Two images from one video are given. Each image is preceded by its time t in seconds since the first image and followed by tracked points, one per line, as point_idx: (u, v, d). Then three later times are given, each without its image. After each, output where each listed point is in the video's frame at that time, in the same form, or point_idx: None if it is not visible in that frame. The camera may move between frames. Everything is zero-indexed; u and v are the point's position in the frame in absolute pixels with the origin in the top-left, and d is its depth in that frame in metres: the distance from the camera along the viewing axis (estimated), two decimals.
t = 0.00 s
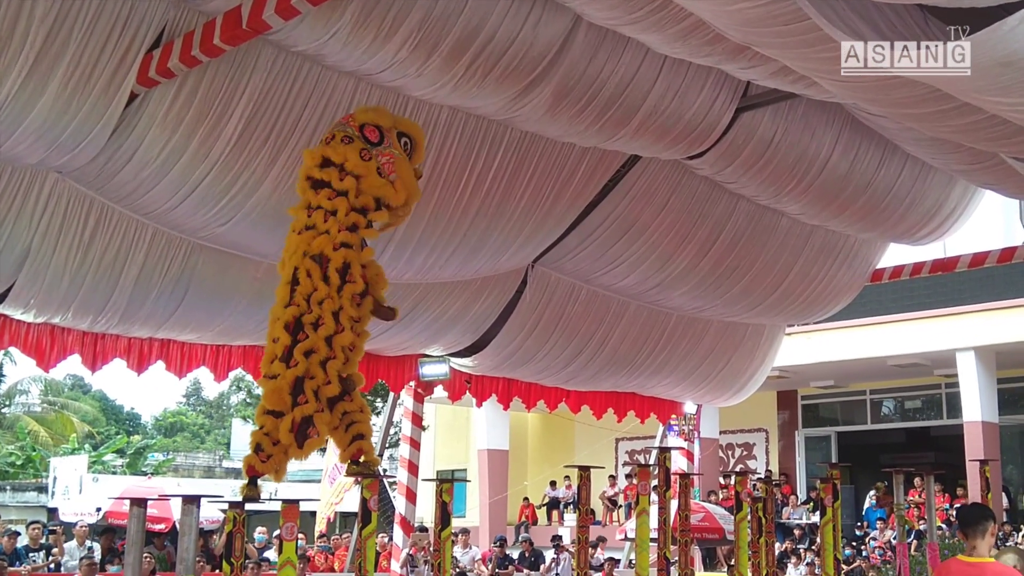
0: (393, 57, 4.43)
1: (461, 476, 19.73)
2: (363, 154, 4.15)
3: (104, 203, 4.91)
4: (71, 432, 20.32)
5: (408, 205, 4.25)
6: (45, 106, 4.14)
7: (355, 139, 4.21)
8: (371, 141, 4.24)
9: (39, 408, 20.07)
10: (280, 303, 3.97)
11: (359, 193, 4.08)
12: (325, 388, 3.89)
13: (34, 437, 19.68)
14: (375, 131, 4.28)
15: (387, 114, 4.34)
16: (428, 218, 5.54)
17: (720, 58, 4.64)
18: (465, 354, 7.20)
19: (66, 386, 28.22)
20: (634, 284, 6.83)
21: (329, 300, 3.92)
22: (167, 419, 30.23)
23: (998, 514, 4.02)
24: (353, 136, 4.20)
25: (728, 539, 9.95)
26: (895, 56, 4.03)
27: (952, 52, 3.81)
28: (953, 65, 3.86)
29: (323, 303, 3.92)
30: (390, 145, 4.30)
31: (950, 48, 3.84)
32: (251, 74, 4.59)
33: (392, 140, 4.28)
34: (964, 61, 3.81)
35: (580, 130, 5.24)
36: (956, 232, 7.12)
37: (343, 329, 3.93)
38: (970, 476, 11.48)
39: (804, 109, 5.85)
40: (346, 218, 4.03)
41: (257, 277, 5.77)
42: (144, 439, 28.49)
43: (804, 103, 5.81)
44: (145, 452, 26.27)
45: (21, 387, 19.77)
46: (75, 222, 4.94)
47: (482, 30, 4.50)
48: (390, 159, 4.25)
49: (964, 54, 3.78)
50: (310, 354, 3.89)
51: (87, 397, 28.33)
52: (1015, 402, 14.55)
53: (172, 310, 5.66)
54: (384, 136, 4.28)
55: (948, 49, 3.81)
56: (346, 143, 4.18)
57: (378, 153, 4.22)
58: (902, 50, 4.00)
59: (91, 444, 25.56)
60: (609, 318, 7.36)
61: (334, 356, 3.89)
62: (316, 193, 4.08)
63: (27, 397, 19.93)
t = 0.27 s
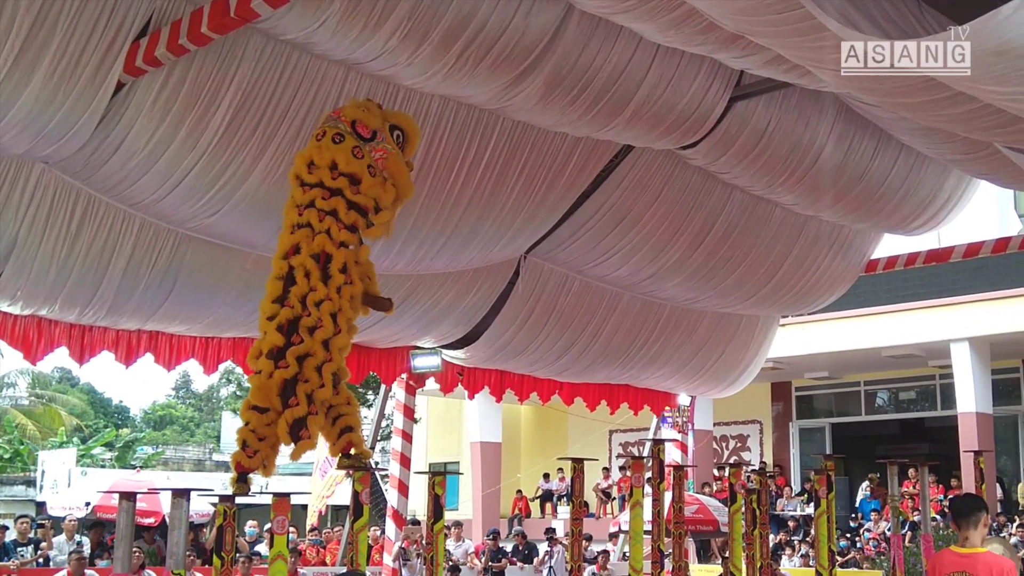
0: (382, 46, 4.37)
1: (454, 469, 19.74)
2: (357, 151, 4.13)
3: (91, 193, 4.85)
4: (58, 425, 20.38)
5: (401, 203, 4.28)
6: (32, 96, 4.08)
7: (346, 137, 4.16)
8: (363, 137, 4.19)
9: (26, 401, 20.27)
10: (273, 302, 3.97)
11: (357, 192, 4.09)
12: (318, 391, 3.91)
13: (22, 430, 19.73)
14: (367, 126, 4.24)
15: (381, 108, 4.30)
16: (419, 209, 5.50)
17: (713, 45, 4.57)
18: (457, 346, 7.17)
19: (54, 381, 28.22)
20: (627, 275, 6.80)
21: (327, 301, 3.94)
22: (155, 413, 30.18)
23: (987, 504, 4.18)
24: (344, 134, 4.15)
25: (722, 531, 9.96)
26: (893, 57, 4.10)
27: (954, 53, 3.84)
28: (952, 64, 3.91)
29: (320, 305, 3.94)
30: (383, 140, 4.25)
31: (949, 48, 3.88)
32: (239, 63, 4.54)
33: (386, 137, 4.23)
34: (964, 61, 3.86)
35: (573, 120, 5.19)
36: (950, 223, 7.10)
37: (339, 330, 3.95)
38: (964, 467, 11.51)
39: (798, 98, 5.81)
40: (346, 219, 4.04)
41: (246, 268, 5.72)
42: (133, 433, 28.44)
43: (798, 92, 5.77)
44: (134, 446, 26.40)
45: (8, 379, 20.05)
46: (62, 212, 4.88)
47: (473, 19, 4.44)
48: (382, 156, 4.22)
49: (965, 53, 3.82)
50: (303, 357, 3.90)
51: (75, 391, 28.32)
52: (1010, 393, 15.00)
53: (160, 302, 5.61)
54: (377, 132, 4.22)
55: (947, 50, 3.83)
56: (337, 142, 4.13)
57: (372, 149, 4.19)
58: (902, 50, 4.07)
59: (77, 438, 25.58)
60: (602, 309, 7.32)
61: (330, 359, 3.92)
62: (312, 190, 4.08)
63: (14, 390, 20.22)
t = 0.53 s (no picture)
0: (371, 35, 4.31)
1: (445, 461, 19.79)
2: (333, 141, 4.11)
3: (77, 184, 4.81)
4: (44, 419, 20.39)
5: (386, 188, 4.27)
6: (15, 86, 4.02)
7: (325, 126, 4.13)
8: (343, 128, 4.16)
9: (12, 394, 20.30)
10: (258, 292, 3.95)
11: (338, 176, 4.08)
12: (312, 376, 3.91)
13: (8, 424, 19.73)
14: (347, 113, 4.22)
15: (361, 99, 4.25)
16: (409, 199, 5.46)
17: (703, 34, 4.51)
18: (448, 338, 7.15)
19: (40, 374, 28.18)
20: (619, 266, 6.78)
21: (315, 286, 3.94)
22: (143, 405, 30.10)
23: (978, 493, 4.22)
24: (323, 123, 4.13)
25: (714, 522, 9.98)
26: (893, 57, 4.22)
27: (953, 54, 3.91)
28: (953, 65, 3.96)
29: (308, 290, 3.94)
30: (364, 131, 4.21)
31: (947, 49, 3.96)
32: (226, 52, 4.49)
33: (366, 127, 4.19)
34: (965, 60, 3.90)
35: (564, 110, 5.14)
36: (943, 212, 7.09)
37: (329, 315, 3.97)
38: (956, 457, 11.58)
39: (790, 87, 5.78)
40: (327, 202, 4.03)
41: (234, 260, 5.69)
42: (121, 425, 28.38)
43: (789, 81, 5.74)
44: (122, 440, 26.43)
45: None
46: (47, 204, 4.83)
47: (462, 7, 4.39)
48: (363, 147, 4.20)
49: (966, 53, 3.87)
50: (294, 344, 3.89)
51: (60, 384, 28.27)
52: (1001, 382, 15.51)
53: (148, 294, 5.56)
54: (358, 123, 4.19)
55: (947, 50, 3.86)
56: (315, 131, 4.11)
57: (352, 139, 4.16)
58: (903, 51, 4.19)
59: (64, 432, 25.56)
60: (594, 300, 7.29)
61: (321, 344, 3.92)
62: (292, 176, 4.04)
63: None
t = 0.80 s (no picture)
0: (359, 24, 4.26)
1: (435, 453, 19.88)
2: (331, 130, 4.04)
3: (62, 175, 4.76)
4: (31, 411, 20.37)
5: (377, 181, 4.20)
6: None
7: (319, 115, 4.04)
8: (336, 114, 4.09)
9: None
10: (245, 289, 3.91)
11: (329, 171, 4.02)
12: (299, 373, 3.87)
13: None
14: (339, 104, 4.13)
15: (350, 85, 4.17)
16: (398, 189, 5.42)
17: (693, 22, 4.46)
18: (438, 329, 7.13)
19: (27, 367, 28.14)
20: (610, 257, 6.76)
21: (303, 284, 3.89)
22: (131, 398, 30.11)
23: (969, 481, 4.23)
24: (318, 112, 4.04)
25: (706, 512, 10.01)
26: (893, 57, 4.35)
27: (955, 55, 3.98)
28: (953, 64, 4.03)
29: (296, 288, 3.89)
30: (355, 116, 4.15)
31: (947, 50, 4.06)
32: (212, 40, 4.44)
33: (357, 113, 4.13)
34: (964, 60, 3.97)
35: (554, 99, 5.10)
36: (935, 201, 7.08)
37: (316, 312, 3.92)
38: (947, 447, 11.65)
39: (781, 76, 5.75)
40: (320, 198, 3.97)
41: (222, 251, 5.66)
42: (110, 418, 28.41)
43: (780, 70, 5.71)
44: (110, 432, 26.46)
45: None
46: (32, 195, 4.78)
47: None
48: (356, 133, 4.14)
49: (965, 53, 3.92)
50: (281, 342, 3.86)
51: (46, 376, 28.23)
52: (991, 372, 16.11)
53: (135, 286, 5.53)
54: (349, 108, 4.13)
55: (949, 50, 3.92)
56: (309, 120, 4.01)
57: (344, 127, 4.10)
58: (904, 51, 4.31)
59: (52, 425, 25.55)
60: (585, 290, 7.27)
61: (308, 343, 3.88)
62: (283, 170, 3.99)
63: None
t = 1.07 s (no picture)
0: (344, 15, 4.20)
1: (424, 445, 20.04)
2: (297, 123, 4.06)
3: (46, 167, 4.72)
4: (17, 406, 20.28)
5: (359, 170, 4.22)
6: None
7: (288, 108, 4.08)
8: (306, 109, 4.09)
9: None
10: (232, 277, 3.89)
11: (307, 158, 4.03)
12: (286, 361, 3.85)
13: None
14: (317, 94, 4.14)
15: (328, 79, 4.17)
16: (385, 180, 5.39)
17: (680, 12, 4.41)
18: (426, 321, 7.11)
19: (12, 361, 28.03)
20: (599, 248, 6.74)
21: (290, 270, 3.89)
22: (117, 391, 30.02)
23: (957, 474, 4.61)
24: (286, 105, 4.08)
25: (696, 504, 10.03)
26: (894, 57, 4.45)
27: (953, 55, 4.05)
28: (954, 63, 4.10)
29: (282, 274, 3.89)
30: (328, 113, 4.12)
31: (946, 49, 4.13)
32: (196, 31, 4.40)
33: (331, 111, 4.10)
34: (965, 60, 4.02)
35: (541, 90, 5.05)
36: (924, 191, 7.08)
37: (304, 299, 3.92)
38: (936, 437, 11.73)
39: (769, 66, 5.73)
40: (297, 185, 3.98)
41: (208, 243, 5.62)
42: (96, 412, 28.36)
43: (769, 60, 5.69)
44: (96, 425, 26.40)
45: None
46: (15, 187, 4.73)
47: None
48: (326, 130, 4.11)
49: (965, 53, 3.96)
50: (268, 330, 3.84)
51: (32, 370, 28.10)
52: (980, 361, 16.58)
53: (120, 279, 5.49)
54: (321, 105, 4.10)
55: (949, 50, 3.97)
56: (279, 113, 4.06)
57: (314, 124, 4.08)
58: (904, 50, 4.41)
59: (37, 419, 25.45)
60: (573, 282, 7.25)
61: (296, 329, 3.87)
62: (261, 159, 4.00)
63: None
